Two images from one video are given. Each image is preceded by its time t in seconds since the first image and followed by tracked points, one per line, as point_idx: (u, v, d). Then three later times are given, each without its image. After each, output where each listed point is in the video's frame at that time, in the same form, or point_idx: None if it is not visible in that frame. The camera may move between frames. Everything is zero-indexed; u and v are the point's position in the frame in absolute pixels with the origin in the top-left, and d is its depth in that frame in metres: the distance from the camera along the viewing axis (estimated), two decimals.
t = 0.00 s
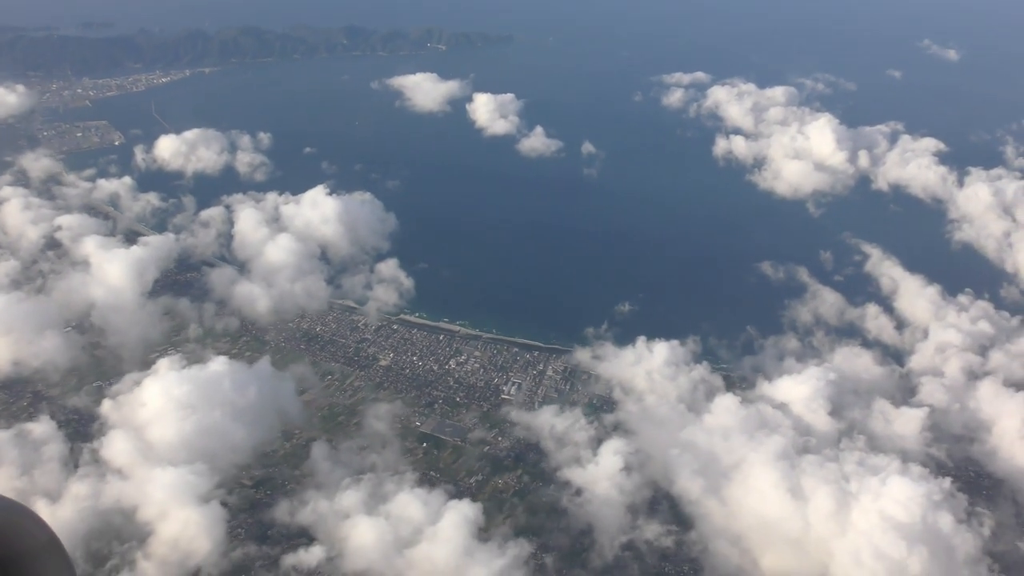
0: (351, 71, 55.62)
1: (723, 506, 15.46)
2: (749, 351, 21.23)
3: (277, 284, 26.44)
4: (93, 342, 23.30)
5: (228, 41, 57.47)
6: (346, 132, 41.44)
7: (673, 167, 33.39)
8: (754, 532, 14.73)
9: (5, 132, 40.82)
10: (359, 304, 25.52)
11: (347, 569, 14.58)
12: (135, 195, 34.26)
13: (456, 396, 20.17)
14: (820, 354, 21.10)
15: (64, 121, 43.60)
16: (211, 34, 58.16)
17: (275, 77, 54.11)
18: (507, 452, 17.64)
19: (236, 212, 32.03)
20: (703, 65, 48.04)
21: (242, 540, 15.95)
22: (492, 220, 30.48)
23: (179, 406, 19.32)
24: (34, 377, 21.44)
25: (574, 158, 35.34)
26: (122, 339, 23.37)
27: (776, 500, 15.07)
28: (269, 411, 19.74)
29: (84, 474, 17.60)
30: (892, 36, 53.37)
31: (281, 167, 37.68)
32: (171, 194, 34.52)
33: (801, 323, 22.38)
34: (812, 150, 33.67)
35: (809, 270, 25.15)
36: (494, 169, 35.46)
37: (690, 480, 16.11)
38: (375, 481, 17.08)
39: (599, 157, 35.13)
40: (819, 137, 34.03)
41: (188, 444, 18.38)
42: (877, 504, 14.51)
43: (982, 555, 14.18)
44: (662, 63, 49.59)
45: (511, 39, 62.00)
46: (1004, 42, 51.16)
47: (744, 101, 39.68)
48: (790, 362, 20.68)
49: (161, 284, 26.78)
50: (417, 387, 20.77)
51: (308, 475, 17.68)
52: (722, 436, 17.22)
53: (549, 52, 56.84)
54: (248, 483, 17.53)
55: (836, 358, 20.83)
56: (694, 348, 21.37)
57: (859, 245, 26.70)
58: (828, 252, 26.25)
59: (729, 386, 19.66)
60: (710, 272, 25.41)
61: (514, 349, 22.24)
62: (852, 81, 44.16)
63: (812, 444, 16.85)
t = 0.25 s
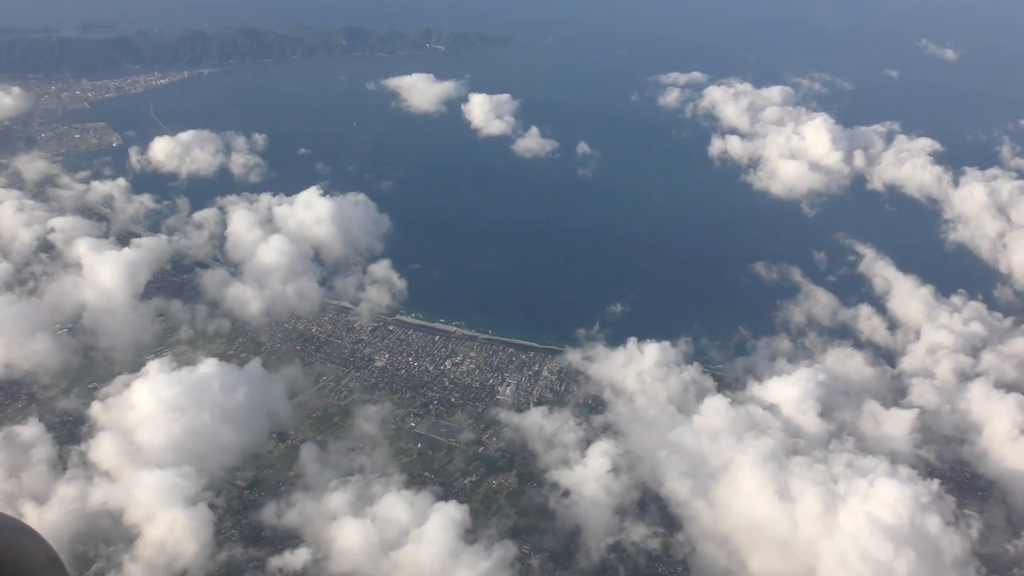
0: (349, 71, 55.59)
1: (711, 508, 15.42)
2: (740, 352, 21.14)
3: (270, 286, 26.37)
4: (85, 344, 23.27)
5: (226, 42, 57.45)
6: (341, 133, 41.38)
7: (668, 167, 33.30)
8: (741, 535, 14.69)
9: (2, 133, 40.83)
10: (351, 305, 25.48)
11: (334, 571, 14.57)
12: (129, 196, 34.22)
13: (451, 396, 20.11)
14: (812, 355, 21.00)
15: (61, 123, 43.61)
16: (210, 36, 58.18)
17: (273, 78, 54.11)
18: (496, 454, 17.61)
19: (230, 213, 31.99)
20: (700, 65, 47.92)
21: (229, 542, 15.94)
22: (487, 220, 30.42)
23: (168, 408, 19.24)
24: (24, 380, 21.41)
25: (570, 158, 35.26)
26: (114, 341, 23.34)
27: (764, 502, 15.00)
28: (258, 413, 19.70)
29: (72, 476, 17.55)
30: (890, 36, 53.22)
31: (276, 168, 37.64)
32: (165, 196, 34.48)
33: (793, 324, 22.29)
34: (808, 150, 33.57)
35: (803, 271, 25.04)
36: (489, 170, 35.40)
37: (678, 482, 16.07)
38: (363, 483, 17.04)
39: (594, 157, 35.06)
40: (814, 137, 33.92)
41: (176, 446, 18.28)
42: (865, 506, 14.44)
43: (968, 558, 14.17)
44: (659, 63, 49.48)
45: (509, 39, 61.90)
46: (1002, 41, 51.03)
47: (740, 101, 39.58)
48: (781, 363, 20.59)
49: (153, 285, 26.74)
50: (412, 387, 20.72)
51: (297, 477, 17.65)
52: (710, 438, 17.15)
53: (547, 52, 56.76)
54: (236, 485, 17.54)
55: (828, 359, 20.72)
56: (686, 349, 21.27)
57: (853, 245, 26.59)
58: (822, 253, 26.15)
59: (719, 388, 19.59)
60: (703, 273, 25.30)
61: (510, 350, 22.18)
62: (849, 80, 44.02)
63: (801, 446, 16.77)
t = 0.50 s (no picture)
0: (348, 70, 55.52)
1: (701, 507, 15.38)
2: (734, 351, 21.06)
3: (264, 285, 26.30)
4: (78, 344, 23.25)
5: (226, 40, 57.38)
6: (339, 132, 41.30)
7: (666, 166, 33.20)
8: (731, 535, 14.64)
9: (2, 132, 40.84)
10: (345, 304, 25.42)
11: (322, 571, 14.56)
12: (125, 195, 34.17)
13: (448, 395, 20.07)
14: (806, 354, 20.90)
15: (61, 121, 43.61)
16: (210, 34, 58.12)
17: (272, 76, 54.06)
18: (487, 454, 17.61)
19: (225, 213, 31.94)
20: (699, 63, 47.76)
21: (217, 542, 15.97)
22: (484, 219, 30.35)
23: (160, 408, 19.14)
24: (17, 379, 21.40)
25: (566, 157, 35.17)
26: (107, 340, 23.33)
27: (754, 502, 14.93)
28: (250, 412, 19.62)
29: (63, 476, 17.50)
30: (891, 34, 52.99)
31: (273, 167, 37.58)
32: (161, 195, 34.43)
33: (787, 323, 22.19)
34: (805, 148, 33.42)
35: (798, 270, 24.94)
36: (486, 168, 35.30)
37: (668, 482, 16.02)
38: (352, 483, 17.01)
39: (591, 156, 34.95)
40: (812, 135, 33.77)
41: (168, 447, 18.13)
42: (855, 506, 14.37)
43: (958, 559, 14.08)
44: (659, 61, 49.30)
45: (509, 37, 61.73)
46: (1002, 38, 50.86)
47: (738, 100, 39.45)
48: (775, 363, 20.49)
49: (147, 285, 26.71)
50: (408, 387, 20.68)
51: (289, 476, 17.63)
52: (701, 438, 17.06)
53: (546, 51, 56.59)
54: (227, 485, 17.55)
55: (822, 358, 20.62)
56: (679, 348, 21.20)
57: (850, 244, 26.46)
58: (818, 251, 26.03)
59: (712, 387, 19.52)
60: (698, 272, 25.20)
61: (507, 349, 22.13)
62: (849, 78, 43.84)
63: (792, 446, 16.70)
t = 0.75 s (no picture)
0: (346, 80, 55.78)
1: (690, 517, 15.26)
2: (727, 360, 20.94)
3: (256, 295, 26.18)
4: (69, 355, 23.20)
5: (225, 51, 57.74)
6: (335, 142, 41.42)
7: (660, 174, 33.19)
8: (720, 545, 14.50)
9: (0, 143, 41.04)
10: (338, 314, 25.34)
11: None
12: (119, 206, 34.22)
13: (444, 405, 19.96)
14: (798, 362, 20.75)
15: (59, 132, 43.83)
16: (210, 45, 58.51)
17: (270, 87, 54.34)
18: (476, 466, 17.51)
19: (219, 223, 31.95)
20: (695, 72, 47.86)
21: (203, 555, 15.84)
22: (479, 228, 30.33)
23: (149, 418, 18.88)
24: (7, 391, 21.32)
25: (561, 166, 35.17)
26: (98, 352, 23.28)
27: (743, 512, 14.75)
28: (240, 423, 19.48)
29: (50, 488, 17.30)
30: (887, 41, 53.10)
31: (268, 177, 37.65)
32: (155, 206, 34.48)
33: (780, 331, 22.05)
34: (799, 156, 33.39)
35: (792, 278, 24.83)
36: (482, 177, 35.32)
37: (657, 492, 15.91)
38: (340, 494, 16.86)
39: (585, 165, 34.94)
40: (806, 143, 33.74)
41: (156, 457, 17.72)
42: (844, 516, 14.19)
43: (947, 569, 14.00)
44: (654, 69, 49.41)
45: (507, 46, 62.01)
46: (997, 45, 50.92)
47: (733, 108, 39.49)
48: (767, 371, 20.34)
49: (140, 296, 26.66)
50: (404, 396, 20.56)
51: (280, 488, 17.48)
52: (691, 447, 16.88)
53: (543, 59, 56.80)
54: (215, 497, 17.41)
55: (814, 366, 20.45)
56: (671, 357, 21.09)
57: (843, 252, 26.36)
58: (811, 259, 25.93)
59: (703, 396, 19.40)
60: (690, 281, 25.08)
61: (503, 358, 22.03)
62: (844, 86, 43.88)
63: (783, 455, 16.55)
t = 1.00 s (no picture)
0: (343, 83, 55.81)
1: (678, 521, 15.19)
2: (718, 364, 20.86)
3: (247, 298, 26.08)
4: (59, 360, 23.11)
5: (222, 55, 57.80)
6: (330, 145, 41.40)
7: (655, 177, 33.15)
8: (707, 550, 14.42)
9: None
10: (329, 318, 25.27)
11: None
12: (112, 210, 34.16)
13: (438, 408, 19.89)
14: (789, 366, 20.67)
15: (56, 136, 43.84)
16: (207, 48, 58.57)
17: (267, 90, 54.35)
18: (464, 470, 17.44)
19: (211, 227, 31.89)
20: (690, 75, 47.87)
21: (189, 559, 15.73)
22: (474, 231, 30.29)
23: (137, 422, 18.76)
24: None
25: (555, 169, 35.14)
26: (88, 356, 23.19)
27: (730, 517, 14.66)
28: (228, 428, 19.39)
29: (37, 493, 17.04)
30: (883, 45, 53.17)
31: (262, 180, 37.63)
32: (148, 210, 34.43)
33: (771, 335, 21.97)
34: (793, 159, 33.36)
35: (784, 281, 24.77)
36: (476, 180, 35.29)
37: (645, 496, 15.83)
38: (327, 498, 16.77)
39: (579, 168, 34.91)
40: (800, 146, 33.71)
41: (144, 461, 17.66)
42: (832, 520, 14.11)
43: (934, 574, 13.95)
44: (650, 73, 49.40)
45: (504, 50, 62.04)
46: (992, 49, 51.02)
47: (728, 111, 39.49)
48: (758, 374, 20.26)
49: (131, 300, 26.57)
50: (398, 399, 20.50)
51: (268, 492, 17.37)
52: (680, 451, 16.76)
53: (540, 62, 56.82)
54: (203, 501, 17.31)
55: (805, 370, 20.37)
56: (662, 361, 21.02)
57: (836, 255, 26.30)
58: (803, 262, 25.88)
59: (693, 400, 19.33)
60: (682, 284, 25.01)
61: (497, 360, 21.96)
62: (839, 89, 43.91)
63: (772, 459, 16.47)
